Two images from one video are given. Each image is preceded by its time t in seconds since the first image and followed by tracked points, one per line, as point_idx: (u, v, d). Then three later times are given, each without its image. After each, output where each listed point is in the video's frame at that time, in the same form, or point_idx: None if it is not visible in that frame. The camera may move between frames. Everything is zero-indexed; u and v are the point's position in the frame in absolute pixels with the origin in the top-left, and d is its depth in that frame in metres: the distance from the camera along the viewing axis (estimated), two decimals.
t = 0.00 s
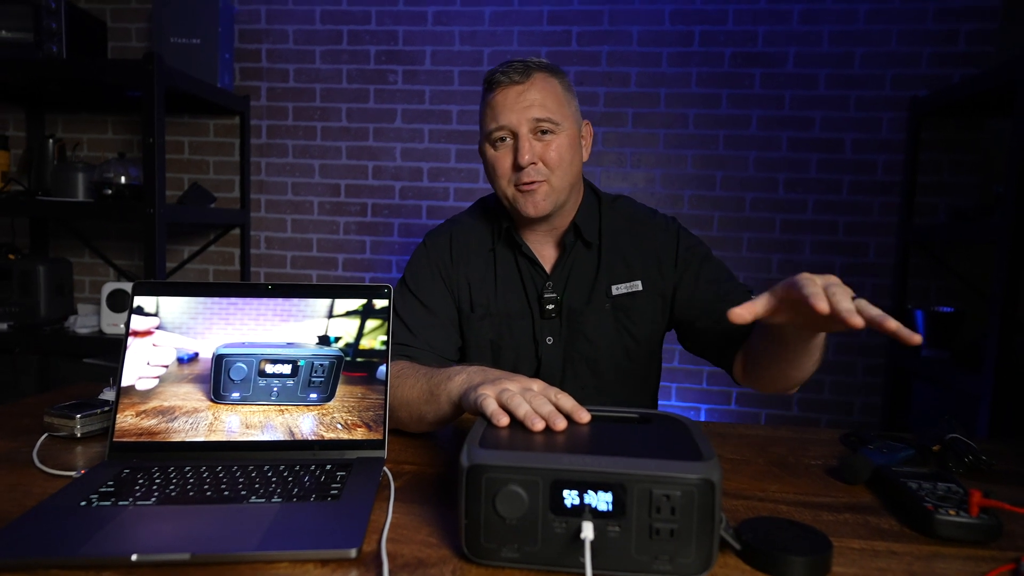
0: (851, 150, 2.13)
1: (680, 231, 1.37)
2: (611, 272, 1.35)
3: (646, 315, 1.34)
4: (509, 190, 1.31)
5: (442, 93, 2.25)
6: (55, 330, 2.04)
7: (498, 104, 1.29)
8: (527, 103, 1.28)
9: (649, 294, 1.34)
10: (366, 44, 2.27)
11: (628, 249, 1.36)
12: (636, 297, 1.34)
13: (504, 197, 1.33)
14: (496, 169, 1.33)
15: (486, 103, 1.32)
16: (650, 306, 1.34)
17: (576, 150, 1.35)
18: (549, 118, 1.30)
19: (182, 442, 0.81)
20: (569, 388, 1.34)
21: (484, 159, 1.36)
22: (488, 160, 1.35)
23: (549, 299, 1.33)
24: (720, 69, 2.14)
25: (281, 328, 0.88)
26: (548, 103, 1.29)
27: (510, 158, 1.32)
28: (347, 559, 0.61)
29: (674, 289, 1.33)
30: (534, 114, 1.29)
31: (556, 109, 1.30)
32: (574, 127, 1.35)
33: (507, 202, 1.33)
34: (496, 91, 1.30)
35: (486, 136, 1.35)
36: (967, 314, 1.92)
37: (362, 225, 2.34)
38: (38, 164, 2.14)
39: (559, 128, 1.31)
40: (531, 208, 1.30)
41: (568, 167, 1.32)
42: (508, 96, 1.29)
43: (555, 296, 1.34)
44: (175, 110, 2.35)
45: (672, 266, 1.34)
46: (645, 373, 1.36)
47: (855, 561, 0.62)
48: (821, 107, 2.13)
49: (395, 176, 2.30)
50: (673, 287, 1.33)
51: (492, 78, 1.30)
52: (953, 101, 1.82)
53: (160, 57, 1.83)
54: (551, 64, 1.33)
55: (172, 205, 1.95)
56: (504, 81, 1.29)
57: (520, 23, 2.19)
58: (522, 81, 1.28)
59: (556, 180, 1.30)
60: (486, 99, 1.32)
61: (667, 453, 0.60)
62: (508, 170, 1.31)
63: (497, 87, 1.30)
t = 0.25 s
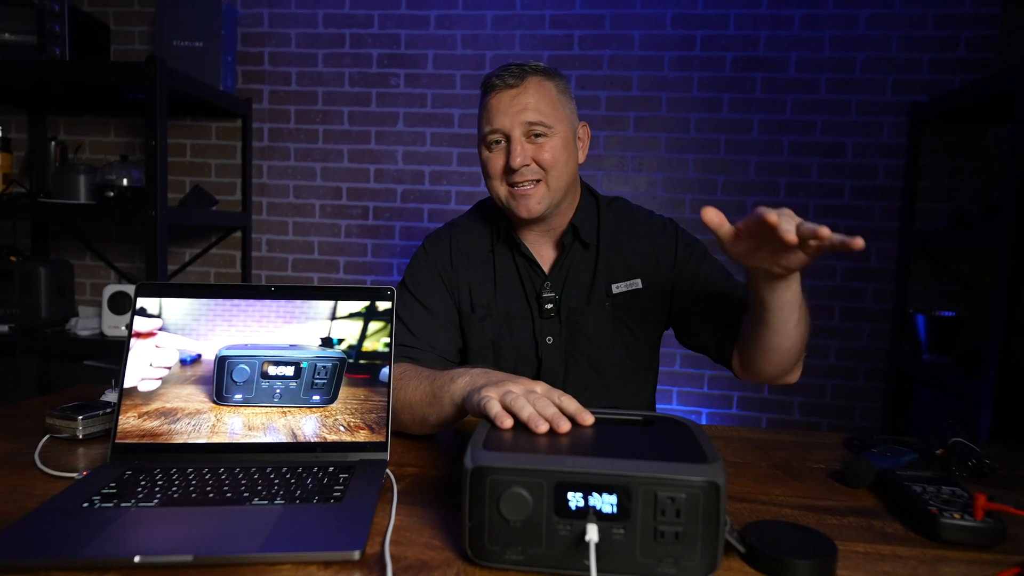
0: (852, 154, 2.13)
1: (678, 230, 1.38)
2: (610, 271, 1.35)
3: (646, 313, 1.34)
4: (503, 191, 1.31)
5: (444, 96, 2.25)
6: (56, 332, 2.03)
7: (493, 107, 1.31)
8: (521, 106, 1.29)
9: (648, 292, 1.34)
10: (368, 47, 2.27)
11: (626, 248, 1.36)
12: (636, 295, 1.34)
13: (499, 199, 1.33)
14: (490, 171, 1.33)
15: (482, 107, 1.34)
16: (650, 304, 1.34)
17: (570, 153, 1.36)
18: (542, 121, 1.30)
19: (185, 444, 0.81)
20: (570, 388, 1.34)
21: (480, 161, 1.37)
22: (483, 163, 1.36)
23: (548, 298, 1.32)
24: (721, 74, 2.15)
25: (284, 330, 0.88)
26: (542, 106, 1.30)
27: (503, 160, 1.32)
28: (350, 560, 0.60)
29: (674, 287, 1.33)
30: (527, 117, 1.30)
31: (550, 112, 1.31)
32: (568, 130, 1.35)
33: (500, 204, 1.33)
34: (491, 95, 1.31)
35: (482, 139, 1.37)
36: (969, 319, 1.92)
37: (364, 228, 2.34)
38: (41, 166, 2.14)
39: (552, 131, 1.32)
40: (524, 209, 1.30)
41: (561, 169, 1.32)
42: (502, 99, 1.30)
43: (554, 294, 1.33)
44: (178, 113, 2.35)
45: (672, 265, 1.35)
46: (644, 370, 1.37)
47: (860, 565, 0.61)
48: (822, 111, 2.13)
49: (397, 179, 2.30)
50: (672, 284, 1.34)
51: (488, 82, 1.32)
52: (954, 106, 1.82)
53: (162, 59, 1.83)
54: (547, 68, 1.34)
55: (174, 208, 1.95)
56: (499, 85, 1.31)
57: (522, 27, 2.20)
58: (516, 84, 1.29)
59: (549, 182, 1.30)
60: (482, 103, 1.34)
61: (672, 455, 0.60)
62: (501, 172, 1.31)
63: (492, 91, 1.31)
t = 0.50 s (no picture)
0: (853, 157, 2.13)
1: (678, 231, 1.38)
2: (611, 271, 1.35)
3: (646, 313, 1.34)
4: (507, 192, 1.31)
5: (445, 98, 2.25)
6: (56, 333, 2.03)
7: (496, 108, 1.30)
8: (525, 107, 1.29)
9: (648, 292, 1.34)
10: (369, 49, 2.28)
11: (626, 248, 1.37)
12: (636, 295, 1.34)
13: (502, 200, 1.33)
14: (494, 171, 1.33)
15: (486, 107, 1.33)
16: (649, 305, 1.34)
17: (574, 154, 1.35)
18: (547, 122, 1.30)
19: (184, 444, 0.80)
20: (570, 389, 1.33)
21: (484, 162, 1.37)
22: (487, 164, 1.36)
23: (549, 299, 1.32)
24: (722, 76, 2.15)
25: (284, 331, 0.88)
26: (546, 107, 1.30)
27: (507, 160, 1.32)
28: (350, 561, 0.60)
29: (673, 288, 1.33)
30: (532, 117, 1.29)
31: (554, 113, 1.31)
32: (571, 131, 1.35)
33: (505, 205, 1.33)
34: (496, 95, 1.31)
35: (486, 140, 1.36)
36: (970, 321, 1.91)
37: (364, 230, 2.34)
38: (41, 168, 2.14)
39: (556, 131, 1.32)
40: (529, 210, 1.29)
41: (565, 171, 1.32)
42: (507, 100, 1.29)
43: (555, 295, 1.33)
44: (179, 115, 2.35)
45: (671, 265, 1.35)
46: (643, 371, 1.36)
47: (863, 567, 0.61)
48: (823, 113, 2.13)
49: (397, 181, 2.30)
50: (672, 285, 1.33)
51: (492, 82, 1.31)
52: (955, 108, 1.82)
53: (163, 61, 1.84)
54: (550, 68, 1.34)
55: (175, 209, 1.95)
56: (503, 86, 1.30)
57: (523, 29, 2.20)
58: (520, 85, 1.29)
59: (554, 183, 1.30)
60: (485, 103, 1.33)
61: (673, 456, 0.60)
62: (505, 173, 1.31)
63: (496, 91, 1.31)
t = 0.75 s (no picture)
0: (853, 157, 2.13)
1: (676, 233, 1.38)
2: (610, 271, 1.35)
3: (644, 314, 1.34)
4: (508, 187, 1.31)
5: (444, 98, 2.25)
6: (55, 333, 2.03)
7: (498, 104, 1.30)
8: (526, 103, 1.29)
9: (647, 293, 1.34)
10: (369, 49, 2.28)
11: (626, 248, 1.36)
12: (635, 296, 1.34)
13: (503, 196, 1.33)
14: (494, 167, 1.33)
15: (487, 104, 1.33)
16: (648, 306, 1.34)
17: (575, 151, 1.36)
18: (548, 118, 1.30)
19: (182, 443, 0.80)
20: (568, 389, 1.33)
21: (484, 158, 1.36)
22: (488, 160, 1.35)
23: (548, 298, 1.32)
24: (722, 77, 2.15)
25: (282, 329, 0.88)
26: (547, 103, 1.30)
27: (508, 156, 1.32)
28: (347, 560, 0.60)
29: (671, 290, 1.33)
30: (533, 113, 1.29)
31: (555, 110, 1.31)
32: (572, 127, 1.35)
33: (505, 201, 1.32)
34: (497, 92, 1.31)
35: (486, 136, 1.36)
36: (970, 322, 1.91)
37: (364, 230, 2.34)
38: (41, 167, 2.14)
39: (557, 128, 1.32)
40: (529, 205, 1.29)
41: (566, 167, 1.32)
42: (508, 96, 1.29)
43: (555, 294, 1.33)
44: (178, 115, 2.35)
45: (669, 267, 1.34)
46: (640, 371, 1.35)
47: (861, 566, 0.61)
48: (823, 114, 2.13)
49: (397, 181, 2.30)
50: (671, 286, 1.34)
51: (493, 78, 1.31)
52: (955, 108, 1.82)
53: (163, 60, 1.84)
54: (551, 66, 1.34)
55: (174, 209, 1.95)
56: (504, 82, 1.30)
57: (523, 29, 2.20)
58: (521, 81, 1.29)
59: (555, 179, 1.30)
60: (486, 99, 1.33)
61: (670, 455, 0.60)
62: (507, 168, 1.31)
63: (497, 87, 1.31)
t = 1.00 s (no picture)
0: (853, 157, 2.13)
1: (682, 235, 1.38)
2: (616, 270, 1.34)
3: (648, 314, 1.33)
4: (518, 185, 1.30)
5: (444, 98, 2.25)
6: (54, 333, 2.03)
7: (508, 101, 1.29)
8: (537, 101, 1.28)
9: (652, 293, 1.34)
10: (368, 49, 2.28)
11: (632, 248, 1.36)
12: (640, 295, 1.34)
13: (511, 193, 1.32)
14: (503, 164, 1.32)
15: (496, 100, 1.32)
16: (652, 306, 1.34)
17: (584, 149, 1.35)
18: (558, 116, 1.29)
19: (180, 442, 0.80)
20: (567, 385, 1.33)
21: (493, 154, 1.35)
22: (496, 156, 1.35)
23: (553, 293, 1.32)
24: (721, 76, 2.15)
25: (280, 328, 0.88)
26: (558, 101, 1.29)
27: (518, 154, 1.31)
28: (344, 559, 0.60)
29: (676, 291, 1.33)
30: (544, 111, 1.29)
31: (565, 107, 1.30)
32: (581, 125, 1.35)
33: (514, 198, 1.32)
34: (507, 88, 1.29)
35: (494, 132, 1.35)
36: (970, 322, 1.91)
37: (363, 230, 2.34)
38: (40, 167, 2.14)
39: (567, 126, 1.31)
40: (539, 203, 1.29)
41: (575, 166, 1.32)
42: (518, 93, 1.28)
43: (560, 289, 1.32)
44: (178, 114, 2.35)
45: (674, 268, 1.34)
46: (641, 369, 1.35)
47: (859, 566, 0.61)
48: (822, 114, 2.13)
49: (396, 181, 2.30)
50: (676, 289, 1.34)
51: (503, 75, 1.30)
52: (955, 108, 1.82)
53: (162, 60, 1.84)
54: (561, 63, 1.33)
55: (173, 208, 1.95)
56: (515, 79, 1.29)
57: (522, 29, 2.20)
58: (532, 79, 1.28)
59: (564, 177, 1.30)
60: (495, 95, 1.32)
61: (667, 454, 0.60)
62: (516, 166, 1.30)
63: (507, 84, 1.29)
